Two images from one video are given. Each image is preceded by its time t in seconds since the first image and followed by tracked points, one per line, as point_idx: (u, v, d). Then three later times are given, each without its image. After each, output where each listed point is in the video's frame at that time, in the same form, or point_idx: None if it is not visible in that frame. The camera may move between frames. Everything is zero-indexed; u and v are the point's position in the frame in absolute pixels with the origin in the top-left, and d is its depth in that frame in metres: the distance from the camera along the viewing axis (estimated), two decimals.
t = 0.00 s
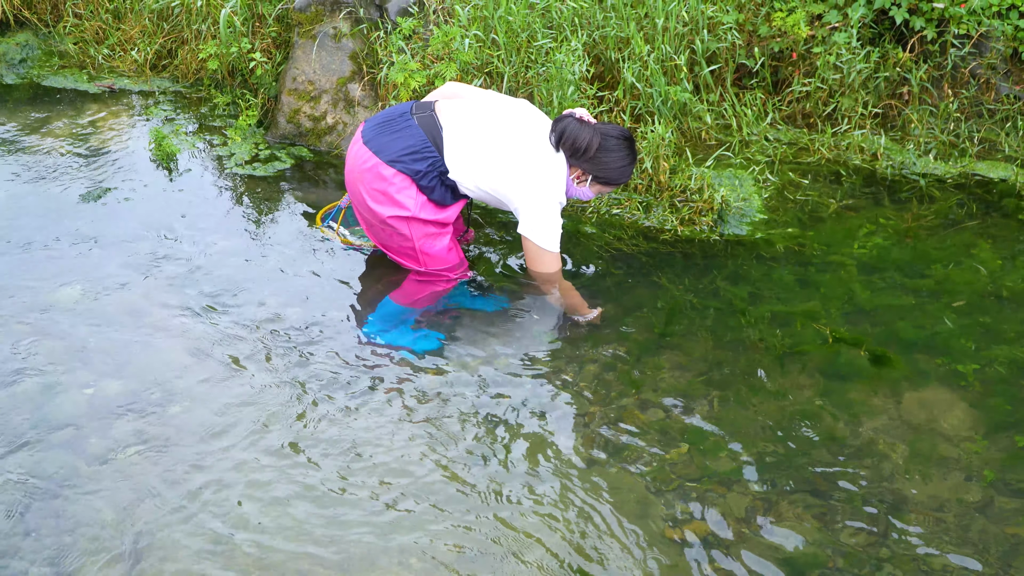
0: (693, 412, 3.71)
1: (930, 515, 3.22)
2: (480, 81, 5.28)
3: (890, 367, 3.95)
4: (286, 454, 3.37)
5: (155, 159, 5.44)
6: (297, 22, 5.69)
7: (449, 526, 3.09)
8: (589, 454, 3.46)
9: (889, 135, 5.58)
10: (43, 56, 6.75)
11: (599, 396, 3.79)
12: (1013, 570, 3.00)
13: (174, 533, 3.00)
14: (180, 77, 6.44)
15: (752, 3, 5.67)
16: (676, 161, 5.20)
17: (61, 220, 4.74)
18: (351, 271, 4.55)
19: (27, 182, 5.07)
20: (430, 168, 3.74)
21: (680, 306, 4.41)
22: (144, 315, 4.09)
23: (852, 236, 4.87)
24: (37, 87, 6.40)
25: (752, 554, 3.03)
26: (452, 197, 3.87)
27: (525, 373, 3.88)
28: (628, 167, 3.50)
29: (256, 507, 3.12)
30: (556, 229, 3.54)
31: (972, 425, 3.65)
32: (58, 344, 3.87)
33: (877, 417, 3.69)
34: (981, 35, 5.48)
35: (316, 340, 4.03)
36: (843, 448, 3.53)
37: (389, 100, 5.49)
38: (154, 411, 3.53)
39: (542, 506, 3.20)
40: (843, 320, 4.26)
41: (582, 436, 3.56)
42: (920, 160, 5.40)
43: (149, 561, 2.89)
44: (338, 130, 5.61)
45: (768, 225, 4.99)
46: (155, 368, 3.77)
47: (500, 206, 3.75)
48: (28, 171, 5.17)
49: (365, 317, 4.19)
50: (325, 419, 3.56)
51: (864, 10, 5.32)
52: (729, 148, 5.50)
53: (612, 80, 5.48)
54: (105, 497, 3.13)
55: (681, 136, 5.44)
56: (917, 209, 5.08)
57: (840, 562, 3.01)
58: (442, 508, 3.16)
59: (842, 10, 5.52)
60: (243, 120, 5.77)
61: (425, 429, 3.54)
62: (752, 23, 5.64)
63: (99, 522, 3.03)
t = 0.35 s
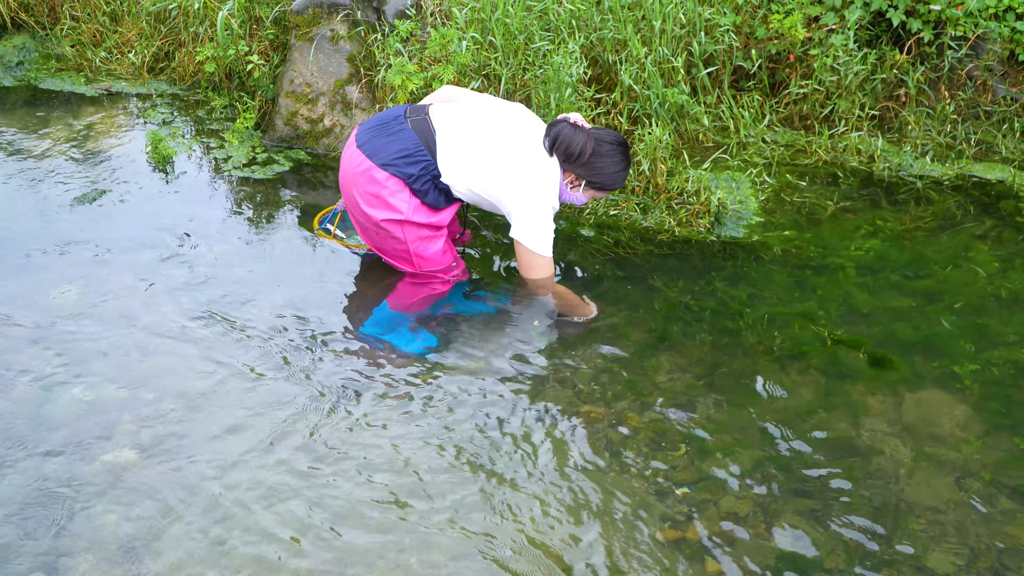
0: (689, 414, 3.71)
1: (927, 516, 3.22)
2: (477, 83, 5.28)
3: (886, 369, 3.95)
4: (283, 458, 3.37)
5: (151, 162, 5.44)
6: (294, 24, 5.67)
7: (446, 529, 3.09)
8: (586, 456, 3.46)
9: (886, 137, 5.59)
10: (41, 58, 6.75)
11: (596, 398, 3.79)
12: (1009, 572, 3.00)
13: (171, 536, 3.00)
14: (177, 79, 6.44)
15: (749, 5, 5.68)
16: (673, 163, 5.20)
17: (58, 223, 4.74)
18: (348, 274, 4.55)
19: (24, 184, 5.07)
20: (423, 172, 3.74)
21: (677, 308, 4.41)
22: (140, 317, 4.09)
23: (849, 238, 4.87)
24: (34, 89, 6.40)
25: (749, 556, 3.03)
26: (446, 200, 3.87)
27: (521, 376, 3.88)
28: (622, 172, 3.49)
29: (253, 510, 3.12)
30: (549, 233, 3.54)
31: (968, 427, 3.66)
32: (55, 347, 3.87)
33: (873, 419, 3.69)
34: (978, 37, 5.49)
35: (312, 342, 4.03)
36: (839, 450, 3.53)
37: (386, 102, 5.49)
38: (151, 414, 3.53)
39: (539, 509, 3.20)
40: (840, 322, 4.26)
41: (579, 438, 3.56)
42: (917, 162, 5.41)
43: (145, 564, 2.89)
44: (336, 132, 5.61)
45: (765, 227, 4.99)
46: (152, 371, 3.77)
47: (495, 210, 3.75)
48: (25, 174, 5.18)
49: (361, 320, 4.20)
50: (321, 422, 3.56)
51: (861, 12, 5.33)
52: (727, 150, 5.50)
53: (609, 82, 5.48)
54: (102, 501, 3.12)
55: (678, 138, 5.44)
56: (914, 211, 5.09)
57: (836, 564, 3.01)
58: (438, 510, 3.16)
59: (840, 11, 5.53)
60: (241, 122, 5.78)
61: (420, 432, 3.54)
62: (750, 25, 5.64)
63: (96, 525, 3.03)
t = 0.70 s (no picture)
0: (688, 417, 3.71)
1: (926, 518, 3.22)
2: (474, 86, 5.28)
3: (884, 372, 3.95)
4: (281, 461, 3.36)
5: (148, 165, 5.44)
6: (290, 27, 5.67)
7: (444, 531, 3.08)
8: (585, 459, 3.46)
9: (883, 139, 5.59)
10: (37, 62, 6.75)
11: (593, 401, 3.79)
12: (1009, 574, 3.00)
13: (168, 540, 2.99)
14: (174, 83, 6.44)
15: (746, 8, 5.68)
16: (670, 165, 5.20)
17: (54, 226, 4.74)
18: (345, 277, 4.55)
19: (20, 188, 5.06)
20: (418, 176, 3.74)
21: (675, 311, 4.41)
22: (138, 321, 4.08)
23: (847, 240, 4.87)
24: (31, 93, 6.39)
25: (748, 558, 3.03)
26: (442, 204, 3.86)
27: (519, 379, 3.88)
28: (618, 174, 3.49)
29: (251, 514, 3.12)
30: (546, 233, 3.52)
31: (966, 429, 3.66)
32: (53, 351, 3.86)
33: (872, 421, 3.69)
34: (975, 39, 5.50)
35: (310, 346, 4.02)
36: (837, 452, 3.53)
37: (383, 105, 5.49)
38: (148, 418, 3.53)
39: (538, 512, 3.19)
40: (838, 324, 4.26)
41: (578, 441, 3.56)
42: (914, 164, 5.41)
43: (143, 568, 2.88)
44: (333, 135, 5.61)
45: (763, 229, 4.99)
46: (149, 374, 3.76)
47: (491, 213, 3.75)
48: (21, 178, 5.17)
49: (358, 323, 4.19)
50: (319, 425, 3.56)
51: (857, 14, 5.35)
52: (724, 153, 5.50)
53: (606, 85, 5.48)
54: (99, 505, 3.11)
55: (675, 141, 5.45)
56: (912, 213, 5.09)
57: (836, 567, 3.01)
58: (437, 513, 3.16)
59: (836, 14, 5.55)
60: (237, 125, 5.77)
61: (418, 435, 3.53)
62: (746, 28, 5.65)
63: (93, 530, 3.01)
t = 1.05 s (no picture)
0: (686, 421, 3.71)
1: (922, 521, 3.22)
2: (471, 89, 5.28)
3: (881, 375, 3.95)
4: (279, 464, 3.36)
5: (145, 168, 5.44)
6: (288, 30, 5.68)
7: (441, 534, 3.09)
8: (581, 462, 3.46)
9: (880, 142, 5.59)
10: (34, 66, 6.75)
11: (590, 404, 3.79)
12: None
13: (166, 543, 2.99)
14: (172, 86, 6.44)
15: (743, 11, 5.68)
16: (668, 168, 5.20)
17: (52, 230, 4.74)
18: (343, 280, 4.56)
19: (18, 191, 5.07)
20: (414, 181, 3.75)
21: (672, 314, 4.41)
22: (135, 324, 4.09)
23: (844, 243, 4.87)
24: (28, 97, 6.39)
25: (744, 561, 3.03)
26: (437, 209, 3.88)
27: (516, 381, 3.89)
28: (612, 180, 3.49)
29: (249, 517, 3.12)
30: (542, 238, 3.55)
31: (963, 432, 3.66)
32: (50, 354, 3.86)
33: (869, 424, 3.69)
34: (972, 41, 5.52)
35: (307, 349, 4.03)
36: (834, 455, 3.53)
37: (380, 108, 5.50)
38: (146, 421, 3.53)
39: (535, 514, 3.20)
40: (835, 327, 4.27)
41: (576, 443, 3.56)
42: (912, 167, 5.40)
43: (141, 571, 2.88)
44: (330, 138, 5.62)
45: (760, 232, 4.99)
46: (147, 378, 3.77)
47: (487, 218, 3.76)
48: (19, 181, 5.17)
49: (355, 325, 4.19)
50: (317, 427, 3.56)
51: (854, 17, 5.36)
52: (721, 156, 5.51)
53: (603, 88, 5.48)
54: (97, 508, 3.12)
55: (672, 144, 5.45)
56: (910, 216, 5.09)
57: (832, 570, 3.01)
58: (433, 516, 3.16)
59: (832, 17, 5.56)
60: (235, 129, 5.77)
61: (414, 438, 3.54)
62: (743, 31, 5.65)
63: (91, 532, 3.02)
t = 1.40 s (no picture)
0: (685, 424, 3.71)
1: (921, 524, 3.22)
2: (470, 92, 5.28)
3: (880, 378, 3.95)
4: (278, 467, 3.37)
5: (145, 171, 5.45)
6: (288, 33, 5.69)
7: (440, 537, 3.09)
8: (581, 465, 3.46)
9: (879, 145, 5.59)
10: (34, 69, 6.76)
11: (589, 407, 3.78)
12: None
13: (165, 546, 2.99)
14: (171, 89, 6.44)
15: (742, 14, 5.69)
16: (667, 171, 5.20)
17: (50, 233, 4.74)
18: (342, 283, 4.56)
19: (17, 194, 5.07)
20: (411, 184, 3.76)
21: (671, 317, 4.41)
22: (135, 328, 4.09)
23: (843, 246, 4.88)
24: (28, 99, 6.40)
25: (743, 565, 3.03)
26: (435, 211, 3.89)
27: (515, 385, 3.89)
28: (610, 180, 3.49)
29: (248, 520, 3.12)
30: (539, 240, 3.55)
31: (962, 435, 3.65)
32: (49, 357, 3.86)
33: (868, 428, 3.69)
34: (972, 44, 5.53)
35: (306, 352, 4.03)
36: (834, 459, 3.53)
37: (380, 111, 5.50)
38: (145, 424, 3.54)
39: (534, 518, 3.20)
40: (834, 331, 4.27)
41: (575, 446, 3.56)
42: (911, 170, 5.41)
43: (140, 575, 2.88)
44: (329, 141, 5.62)
45: (759, 235, 4.99)
46: (146, 381, 3.77)
47: (484, 220, 3.77)
48: (18, 184, 5.17)
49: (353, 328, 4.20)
50: (317, 431, 3.57)
51: (853, 20, 5.37)
52: (720, 159, 5.51)
53: (603, 91, 5.48)
54: (96, 512, 3.12)
55: (671, 147, 5.45)
56: (909, 219, 5.09)
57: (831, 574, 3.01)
58: (433, 519, 3.17)
59: (832, 20, 5.56)
60: (235, 131, 5.77)
61: (414, 441, 3.54)
62: (743, 34, 5.66)
63: (90, 536, 3.02)
